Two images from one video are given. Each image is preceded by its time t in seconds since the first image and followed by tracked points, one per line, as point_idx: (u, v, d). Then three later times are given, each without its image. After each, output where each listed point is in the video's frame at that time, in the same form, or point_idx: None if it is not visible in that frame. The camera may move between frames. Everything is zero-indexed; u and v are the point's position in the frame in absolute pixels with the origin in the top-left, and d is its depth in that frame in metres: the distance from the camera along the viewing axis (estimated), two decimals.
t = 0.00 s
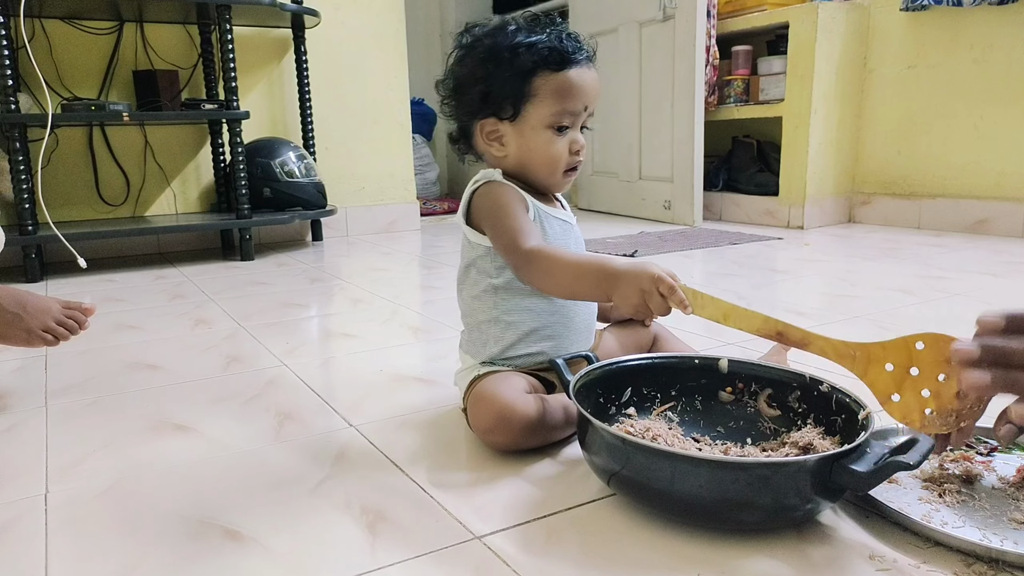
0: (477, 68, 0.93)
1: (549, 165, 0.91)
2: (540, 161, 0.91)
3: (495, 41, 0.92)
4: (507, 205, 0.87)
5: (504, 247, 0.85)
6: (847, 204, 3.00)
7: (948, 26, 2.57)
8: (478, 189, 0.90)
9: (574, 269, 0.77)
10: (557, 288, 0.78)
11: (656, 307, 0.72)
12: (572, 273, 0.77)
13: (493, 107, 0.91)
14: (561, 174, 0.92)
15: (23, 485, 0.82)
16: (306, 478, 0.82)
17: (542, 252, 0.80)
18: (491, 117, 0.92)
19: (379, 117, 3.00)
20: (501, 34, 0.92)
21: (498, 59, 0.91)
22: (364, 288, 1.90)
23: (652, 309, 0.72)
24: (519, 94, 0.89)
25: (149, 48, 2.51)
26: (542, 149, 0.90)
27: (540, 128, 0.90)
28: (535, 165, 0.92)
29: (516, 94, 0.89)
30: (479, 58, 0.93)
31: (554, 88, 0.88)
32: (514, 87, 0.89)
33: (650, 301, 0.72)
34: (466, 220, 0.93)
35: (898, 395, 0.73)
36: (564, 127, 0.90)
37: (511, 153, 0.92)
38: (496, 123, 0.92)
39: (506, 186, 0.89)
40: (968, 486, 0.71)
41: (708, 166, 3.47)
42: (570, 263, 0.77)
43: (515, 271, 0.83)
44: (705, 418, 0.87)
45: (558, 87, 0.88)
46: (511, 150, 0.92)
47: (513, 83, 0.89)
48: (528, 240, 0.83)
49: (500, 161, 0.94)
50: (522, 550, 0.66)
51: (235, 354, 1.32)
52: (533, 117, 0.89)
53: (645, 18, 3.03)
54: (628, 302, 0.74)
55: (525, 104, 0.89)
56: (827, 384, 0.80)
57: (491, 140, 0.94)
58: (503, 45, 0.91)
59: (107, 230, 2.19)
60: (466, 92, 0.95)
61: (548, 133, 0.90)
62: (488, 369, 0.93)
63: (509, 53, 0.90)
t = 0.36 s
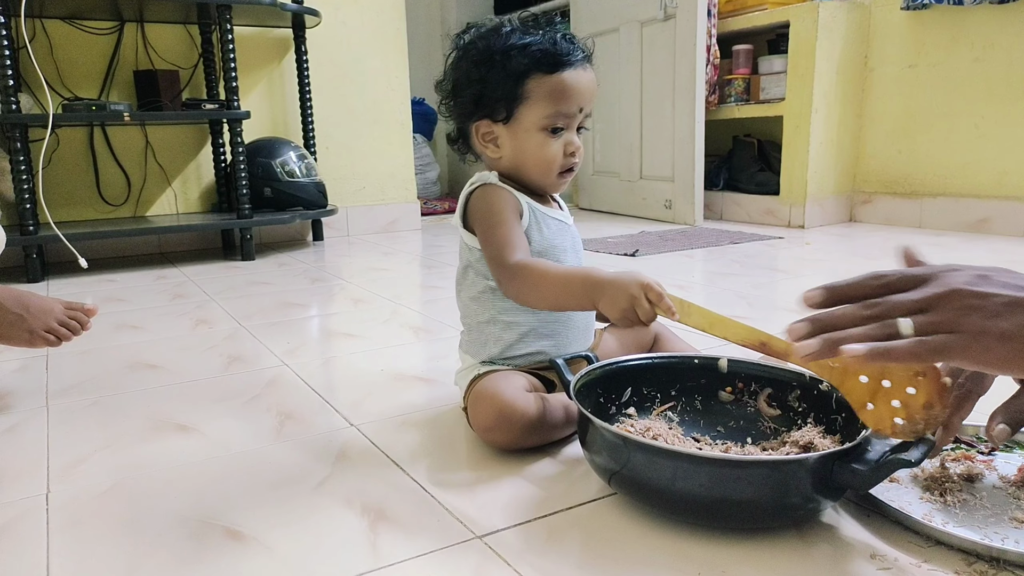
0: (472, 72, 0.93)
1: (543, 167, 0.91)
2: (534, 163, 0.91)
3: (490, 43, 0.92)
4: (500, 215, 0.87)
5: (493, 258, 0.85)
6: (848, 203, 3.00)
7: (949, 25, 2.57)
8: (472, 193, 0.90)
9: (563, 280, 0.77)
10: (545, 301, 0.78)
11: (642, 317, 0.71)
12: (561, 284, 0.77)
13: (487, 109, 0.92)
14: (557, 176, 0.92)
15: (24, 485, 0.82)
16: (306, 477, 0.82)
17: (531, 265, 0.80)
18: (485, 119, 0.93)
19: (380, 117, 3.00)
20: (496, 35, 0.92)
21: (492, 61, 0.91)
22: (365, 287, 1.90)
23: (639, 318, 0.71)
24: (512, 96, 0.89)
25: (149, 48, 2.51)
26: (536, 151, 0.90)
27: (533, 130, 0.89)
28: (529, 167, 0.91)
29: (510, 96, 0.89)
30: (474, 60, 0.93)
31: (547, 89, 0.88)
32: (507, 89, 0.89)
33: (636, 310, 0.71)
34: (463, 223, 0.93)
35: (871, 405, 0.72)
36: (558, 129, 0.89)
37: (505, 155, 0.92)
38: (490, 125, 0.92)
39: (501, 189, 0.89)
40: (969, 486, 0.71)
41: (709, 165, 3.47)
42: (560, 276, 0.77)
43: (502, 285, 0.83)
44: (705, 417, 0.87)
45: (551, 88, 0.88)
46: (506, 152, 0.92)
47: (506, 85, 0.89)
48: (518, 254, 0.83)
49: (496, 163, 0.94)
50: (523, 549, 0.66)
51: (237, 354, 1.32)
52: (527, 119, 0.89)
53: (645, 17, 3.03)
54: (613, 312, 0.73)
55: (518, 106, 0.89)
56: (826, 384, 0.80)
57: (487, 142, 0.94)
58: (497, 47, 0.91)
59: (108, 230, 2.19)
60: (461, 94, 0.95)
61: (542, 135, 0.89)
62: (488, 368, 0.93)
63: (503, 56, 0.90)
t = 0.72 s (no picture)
0: (475, 70, 0.93)
1: (542, 169, 0.91)
2: (532, 165, 0.91)
3: (493, 42, 0.92)
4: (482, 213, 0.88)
5: (465, 258, 0.86)
6: (849, 201, 3.00)
7: (949, 24, 2.57)
8: (467, 191, 0.91)
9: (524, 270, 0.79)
10: (509, 296, 0.81)
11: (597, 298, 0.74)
12: (527, 275, 0.78)
13: (487, 109, 0.92)
14: (554, 177, 0.92)
15: (24, 483, 0.82)
16: (306, 475, 0.82)
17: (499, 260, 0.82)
18: (485, 117, 0.93)
19: (380, 115, 3.00)
20: (499, 34, 0.92)
21: (494, 61, 0.91)
22: (365, 285, 1.90)
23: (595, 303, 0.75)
24: (511, 97, 0.89)
25: (149, 46, 2.51)
26: (534, 153, 0.90)
27: (533, 132, 0.89)
28: (527, 169, 0.91)
29: (510, 96, 0.89)
30: (476, 59, 0.93)
31: (547, 92, 0.87)
32: (507, 90, 0.89)
33: (594, 292, 0.74)
34: (454, 223, 0.93)
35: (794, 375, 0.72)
36: (558, 132, 0.89)
37: (504, 154, 0.92)
38: (490, 124, 0.92)
39: (494, 189, 0.90)
40: (968, 483, 0.71)
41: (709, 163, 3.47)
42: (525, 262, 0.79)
43: (469, 286, 0.84)
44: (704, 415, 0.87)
45: (552, 91, 0.87)
46: (503, 151, 0.92)
47: (507, 85, 0.89)
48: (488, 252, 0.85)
49: (495, 161, 0.94)
50: (523, 547, 0.66)
51: (237, 352, 1.32)
52: (526, 120, 0.89)
53: (645, 16, 3.02)
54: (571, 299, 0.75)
55: (518, 107, 0.89)
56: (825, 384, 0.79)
57: (486, 140, 0.94)
58: (500, 47, 0.91)
59: (108, 228, 2.19)
60: (464, 91, 0.95)
61: (540, 137, 0.89)
62: (487, 367, 0.93)
63: (504, 56, 0.90)
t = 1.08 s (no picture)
0: (475, 71, 0.93)
1: (539, 173, 0.91)
2: (529, 168, 0.91)
3: (494, 42, 0.91)
4: (472, 224, 0.89)
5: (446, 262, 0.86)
6: (848, 201, 3.00)
7: (948, 24, 2.57)
8: (462, 194, 0.92)
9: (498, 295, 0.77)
10: (477, 313, 0.80)
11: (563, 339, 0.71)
12: (500, 300, 0.77)
13: (486, 110, 0.92)
14: (551, 181, 0.92)
15: (24, 484, 0.82)
16: (306, 475, 0.82)
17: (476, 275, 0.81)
18: (484, 119, 0.93)
19: (380, 115, 3.00)
20: (500, 35, 0.91)
21: (494, 62, 0.90)
22: (365, 286, 1.90)
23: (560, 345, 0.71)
24: (510, 100, 0.89)
25: (149, 46, 2.51)
26: (530, 157, 0.90)
27: (530, 136, 0.89)
28: (523, 172, 0.92)
29: (508, 99, 0.89)
30: (477, 59, 0.92)
31: (546, 97, 0.87)
32: (506, 93, 0.89)
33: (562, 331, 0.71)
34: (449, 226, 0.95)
35: (761, 422, 0.76)
36: (555, 137, 0.89)
37: (501, 156, 0.93)
38: (488, 126, 0.93)
39: (487, 193, 0.91)
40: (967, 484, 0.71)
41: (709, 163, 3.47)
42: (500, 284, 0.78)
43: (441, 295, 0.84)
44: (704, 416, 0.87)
45: (550, 96, 0.87)
46: (501, 153, 0.93)
47: (506, 88, 0.89)
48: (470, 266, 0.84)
49: (493, 162, 0.95)
50: (523, 548, 0.66)
51: (237, 353, 1.32)
52: (523, 125, 0.89)
53: (645, 16, 3.02)
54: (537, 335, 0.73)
55: (516, 110, 0.89)
56: (823, 384, 0.80)
57: (485, 141, 0.94)
58: (500, 49, 0.90)
59: (108, 228, 2.19)
60: (464, 90, 0.95)
61: (537, 141, 0.89)
62: (485, 367, 0.93)
63: (504, 58, 0.89)
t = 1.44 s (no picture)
0: (470, 67, 0.92)
1: (533, 170, 0.91)
2: (523, 166, 0.91)
3: (489, 38, 0.91)
4: (467, 227, 0.90)
5: (442, 266, 0.88)
6: (850, 196, 3.00)
7: (950, 18, 2.57)
8: (457, 193, 0.93)
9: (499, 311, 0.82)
10: (475, 321, 0.84)
11: (560, 357, 0.76)
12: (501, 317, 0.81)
13: (480, 107, 0.92)
14: (545, 179, 0.92)
15: (26, 480, 0.82)
16: (307, 471, 0.82)
17: (473, 284, 0.85)
18: (478, 116, 0.93)
19: (380, 112, 3.00)
20: (495, 32, 0.91)
21: (489, 59, 0.90)
22: (367, 282, 1.90)
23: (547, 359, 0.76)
24: (504, 97, 0.89)
25: (148, 43, 2.51)
26: (524, 154, 0.90)
27: (524, 133, 0.89)
28: (518, 169, 0.92)
29: (502, 96, 0.89)
30: (472, 56, 0.92)
31: (539, 94, 0.87)
32: (500, 90, 0.89)
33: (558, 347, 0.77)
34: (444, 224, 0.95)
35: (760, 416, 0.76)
36: (549, 134, 0.89)
37: (496, 152, 0.93)
38: (483, 122, 0.93)
39: (482, 191, 0.91)
40: (970, 479, 0.71)
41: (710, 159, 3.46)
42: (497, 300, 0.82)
43: (438, 302, 0.87)
44: (707, 411, 0.86)
45: (544, 92, 0.87)
46: (496, 150, 0.93)
47: (499, 86, 0.89)
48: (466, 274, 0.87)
49: (488, 159, 0.95)
50: (523, 543, 0.66)
51: (238, 349, 1.32)
52: (517, 122, 0.89)
53: (645, 11, 3.02)
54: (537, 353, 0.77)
55: (510, 106, 0.89)
56: (827, 381, 0.80)
57: (480, 138, 0.94)
58: (494, 44, 0.90)
59: (109, 226, 2.19)
60: (460, 87, 0.95)
61: (531, 138, 0.89)
62: (486, 364, 0.92)
63: (498, 55, 0.89)
